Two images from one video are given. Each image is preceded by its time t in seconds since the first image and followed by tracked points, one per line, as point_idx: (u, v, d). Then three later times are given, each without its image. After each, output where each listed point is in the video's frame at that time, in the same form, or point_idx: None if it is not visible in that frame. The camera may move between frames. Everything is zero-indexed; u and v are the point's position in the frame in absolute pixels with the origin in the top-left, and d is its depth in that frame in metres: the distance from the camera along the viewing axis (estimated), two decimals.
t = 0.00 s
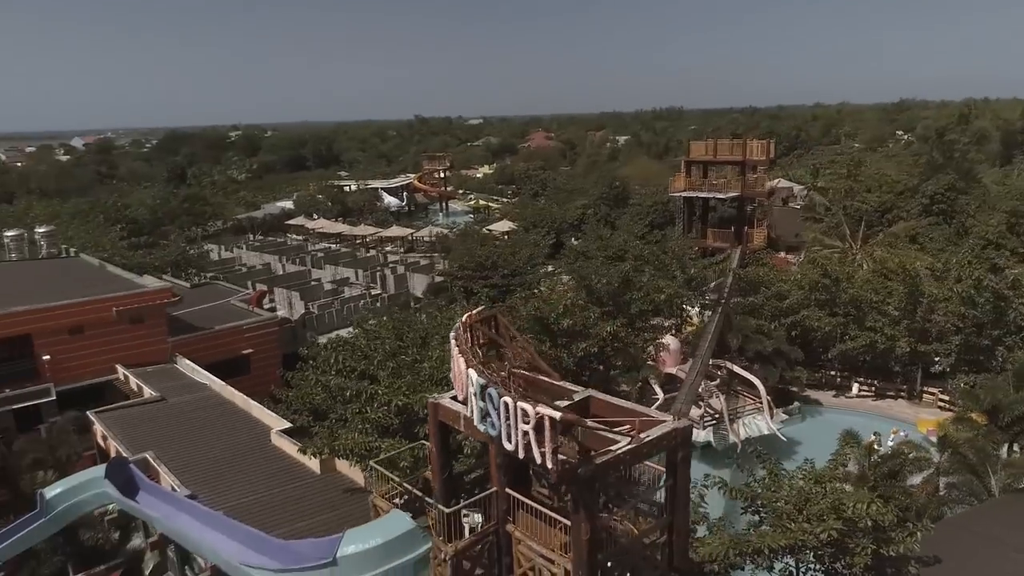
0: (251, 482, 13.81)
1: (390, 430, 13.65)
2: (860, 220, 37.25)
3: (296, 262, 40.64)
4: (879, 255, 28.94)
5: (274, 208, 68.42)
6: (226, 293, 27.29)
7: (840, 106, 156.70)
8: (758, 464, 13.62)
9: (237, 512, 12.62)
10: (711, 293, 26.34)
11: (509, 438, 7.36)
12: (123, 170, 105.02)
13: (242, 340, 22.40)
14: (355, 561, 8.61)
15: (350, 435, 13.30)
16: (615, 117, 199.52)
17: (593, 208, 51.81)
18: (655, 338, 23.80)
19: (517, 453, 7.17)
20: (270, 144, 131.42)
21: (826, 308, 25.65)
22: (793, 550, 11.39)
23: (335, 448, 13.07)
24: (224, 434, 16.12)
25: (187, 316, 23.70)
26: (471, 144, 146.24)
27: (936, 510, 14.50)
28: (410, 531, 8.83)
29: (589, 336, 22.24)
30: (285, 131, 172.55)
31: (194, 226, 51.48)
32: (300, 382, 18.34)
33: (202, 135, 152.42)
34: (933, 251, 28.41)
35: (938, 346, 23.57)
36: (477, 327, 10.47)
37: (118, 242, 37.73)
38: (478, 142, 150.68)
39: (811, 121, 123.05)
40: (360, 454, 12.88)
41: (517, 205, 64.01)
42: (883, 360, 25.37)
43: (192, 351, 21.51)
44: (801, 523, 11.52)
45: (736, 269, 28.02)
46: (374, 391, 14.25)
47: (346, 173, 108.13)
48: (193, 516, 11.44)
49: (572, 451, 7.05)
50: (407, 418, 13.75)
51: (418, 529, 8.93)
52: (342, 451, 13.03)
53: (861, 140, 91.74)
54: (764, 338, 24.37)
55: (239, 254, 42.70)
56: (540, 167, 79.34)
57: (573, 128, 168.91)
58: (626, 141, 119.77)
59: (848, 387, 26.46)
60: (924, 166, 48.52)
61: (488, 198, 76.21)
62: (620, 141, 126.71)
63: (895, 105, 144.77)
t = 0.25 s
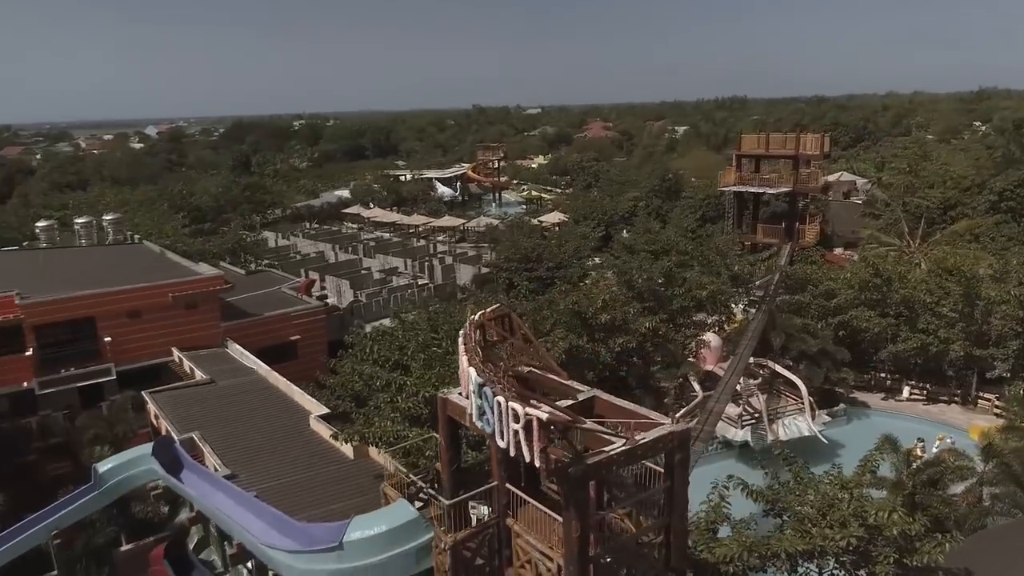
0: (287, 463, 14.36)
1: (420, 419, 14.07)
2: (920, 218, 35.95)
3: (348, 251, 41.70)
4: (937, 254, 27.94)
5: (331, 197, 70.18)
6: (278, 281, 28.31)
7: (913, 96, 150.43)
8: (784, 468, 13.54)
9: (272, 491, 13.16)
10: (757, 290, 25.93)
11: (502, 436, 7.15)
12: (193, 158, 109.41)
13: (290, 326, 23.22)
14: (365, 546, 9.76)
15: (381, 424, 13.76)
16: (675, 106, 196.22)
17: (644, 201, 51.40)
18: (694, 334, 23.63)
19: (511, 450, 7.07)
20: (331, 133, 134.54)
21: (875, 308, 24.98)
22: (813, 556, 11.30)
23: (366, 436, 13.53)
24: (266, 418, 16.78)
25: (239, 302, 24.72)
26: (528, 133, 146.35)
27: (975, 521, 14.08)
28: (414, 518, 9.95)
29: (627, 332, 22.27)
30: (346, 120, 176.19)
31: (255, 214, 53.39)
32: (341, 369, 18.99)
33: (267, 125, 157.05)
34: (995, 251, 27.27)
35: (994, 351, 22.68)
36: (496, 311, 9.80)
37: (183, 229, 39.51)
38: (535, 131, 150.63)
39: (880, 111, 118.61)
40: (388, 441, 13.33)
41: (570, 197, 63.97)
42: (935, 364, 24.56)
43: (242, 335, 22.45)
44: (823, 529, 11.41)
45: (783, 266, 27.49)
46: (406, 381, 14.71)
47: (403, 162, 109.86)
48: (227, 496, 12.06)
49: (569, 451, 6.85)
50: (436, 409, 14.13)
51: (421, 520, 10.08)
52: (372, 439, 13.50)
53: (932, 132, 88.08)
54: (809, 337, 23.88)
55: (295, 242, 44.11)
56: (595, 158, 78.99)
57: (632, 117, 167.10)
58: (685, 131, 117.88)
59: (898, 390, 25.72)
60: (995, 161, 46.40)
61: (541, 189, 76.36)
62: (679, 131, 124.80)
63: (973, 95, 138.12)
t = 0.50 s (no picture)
0: (318, 449, 14.85)
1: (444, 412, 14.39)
2: (978, 216, 34.65)
3: (392, 242, 42.39)
4: (991, 254, 26.94)
5: (380, 187, 71.29)
6: (321, 271, 29.08)
7: (983, 87, 143.94)
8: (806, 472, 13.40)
9: (304, 476, 13.68)
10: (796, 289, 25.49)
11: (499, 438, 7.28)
12: (249, 147, 112.36)
13: (330, 316, 23.89)
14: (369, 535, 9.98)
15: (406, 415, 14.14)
16: (729, 97, 192.22)
17: (690, 195, 50.74)
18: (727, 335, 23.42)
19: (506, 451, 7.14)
20: (383, 123, 136.24)
21: (920, 309, 24.31)
22: (830, 562, 11.19)
23: (392, 427, 13.92)
24: (303, 405, 17.35)
25: (282, 292, 25.52)
26: (578, 124, 145.52)
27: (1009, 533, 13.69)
28: (418, 509, 10.07)
29: (660, 329, 22.23)
30: (398, 111, 178.14)
31: (304, 203, 54.64)
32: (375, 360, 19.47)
33: (321, 115, 160.24)
34: None
35: None
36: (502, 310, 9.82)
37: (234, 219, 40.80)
38: (586, 122, 149.64)
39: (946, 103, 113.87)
40: (413, 432, 13.69)
41: (616, 189, 63.54)
42: (984, 369, 23.75)
43: (283, 324, 23.21)
44: (841, 535, 11.30)
45: (826, 266, 26.93)
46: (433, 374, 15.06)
47: (452, 154, 110.67)
48: (256, 479, 12.58)
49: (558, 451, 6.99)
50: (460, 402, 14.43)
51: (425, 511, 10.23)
52: (398, 429, 13.88)
53: (1001, 124, 84.24)
54: (849, 338, 23.39)
55: (342, 232, 45.05)
56: (643, 150, 78.18)
57: (685, 109, 164.48)
58: (738, 123, 115.50)
59: (945, 394, 24.97)
60: None
61: (588, 181, 76.00)
62: (732, 123, 122.38)
63: None
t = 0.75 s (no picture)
0: (346, 437, 15.30)
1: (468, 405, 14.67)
2: None
3: (435, 233, 42.93)
4: None
5: (427, 178, 72.09)
6: (363, 262, 29.74)
7: None
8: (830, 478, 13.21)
9: (332, 463, 14.12)
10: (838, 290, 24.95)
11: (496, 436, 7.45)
12: (303, 138, 114.95)
13: (368, 307, 24.47)
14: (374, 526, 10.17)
15: (431, 408, 14.47)
16: (787, 88, 187.32)
17: (738, 189, 49.86)
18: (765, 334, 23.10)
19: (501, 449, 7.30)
20: (433, 114, 137.47)
21: (969, 313, 23.50)
22: (846, 571, 11.02)
23: (416, 419, 14.26)
24: (337, 394, 17.88)
25: (324, 282, 26.21)
26: (628, 116, 144.02)
27: None
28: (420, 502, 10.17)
29: (694, 327, 22.08)
30: (449, 101, 179.30)
31: (352, 194, 55.76)
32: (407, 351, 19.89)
33: (374, 106, 162.64)
34: None
35: None
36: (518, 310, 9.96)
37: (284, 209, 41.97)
38: (637, 114, 147.95)
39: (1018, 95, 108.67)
40: (436, 423, 14.02)
41: (663, 183, 62.83)
42: None
43: (322, 314, 23.89)
44: (858, 543, 11.12)
45: (871, 266, 26.24)
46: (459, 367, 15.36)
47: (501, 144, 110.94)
48: (281, 464, 13.05)
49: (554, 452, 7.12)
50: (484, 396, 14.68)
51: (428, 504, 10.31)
52: (422, 421, 14.21)
53: None
54: (891, 341, 22.79)
55: (387, 223, 45.85)
56: (693, 143, 77.00)
57: (739, 100, 161.11)
58: (794, 115, 112.53)
59: (993, 401, 24.10)
60: None
61: (636, 174, 75.29)
62: (788, 115, 119.32)
63: None
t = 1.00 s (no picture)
0: (371, 427, 15.67)
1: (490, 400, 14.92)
2: None
3: (472, 226, 43.27)
4: None
5: (468, 171, 72.51)
6: (397, 255, 30.20)
7: None
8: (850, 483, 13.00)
9: (355, 452, 14.49)
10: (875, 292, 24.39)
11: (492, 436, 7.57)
12: (348, 129, 116.74)
13: (400, 299, 24.87)
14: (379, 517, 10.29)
15: (452, 402, 14.74)
16: (839, 81, 182.45)
17: (781, 184, 48.93)
18: (795, 335, 22.84)
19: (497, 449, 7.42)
20: (477, 105, 137.87)
21: (1013, 317, 22.77)
22: None
23: (436, 412, 14.53)
24: (364, 384, 18.28)
25: (358, 274, 26.72)
26: (673, 108, 142.13)
27: None
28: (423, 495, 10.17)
29: (724, 326, 21.93)
30: (493, 94, 179.64)
31: (393, 186, 56.48)
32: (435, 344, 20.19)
33: (419, 98, 163.86)
34: None
35: None
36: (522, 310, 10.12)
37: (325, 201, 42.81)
38: (683, 106, 145.89)
39: None
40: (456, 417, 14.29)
41: (705, 177, 61.96)
42: None
43: (355, 305, 24.40)
44: (873, 551, 10.95)
45: (911, 267, 25.60)
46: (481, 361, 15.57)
47: (543, 137, 110.84)
48: (302, 452, 13.44)
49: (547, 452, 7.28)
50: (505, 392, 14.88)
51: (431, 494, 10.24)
52: (442, 414, 14.50)
53: None
54: (929, 344, 22.22)
55: (426, 215, 46.35)
56: (737, 137, 75.68)
57: (789, 92, 157.43)
58: (845, 108, 109.50)
59: None
60: None
61: (678, 168, 74.41)
62: (839, 108, 116.17)
63: None
